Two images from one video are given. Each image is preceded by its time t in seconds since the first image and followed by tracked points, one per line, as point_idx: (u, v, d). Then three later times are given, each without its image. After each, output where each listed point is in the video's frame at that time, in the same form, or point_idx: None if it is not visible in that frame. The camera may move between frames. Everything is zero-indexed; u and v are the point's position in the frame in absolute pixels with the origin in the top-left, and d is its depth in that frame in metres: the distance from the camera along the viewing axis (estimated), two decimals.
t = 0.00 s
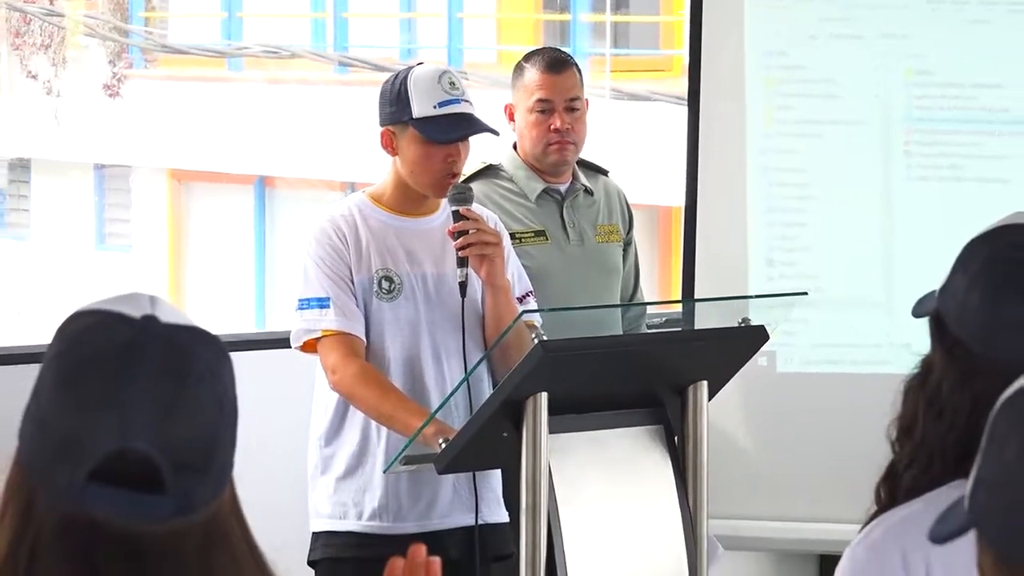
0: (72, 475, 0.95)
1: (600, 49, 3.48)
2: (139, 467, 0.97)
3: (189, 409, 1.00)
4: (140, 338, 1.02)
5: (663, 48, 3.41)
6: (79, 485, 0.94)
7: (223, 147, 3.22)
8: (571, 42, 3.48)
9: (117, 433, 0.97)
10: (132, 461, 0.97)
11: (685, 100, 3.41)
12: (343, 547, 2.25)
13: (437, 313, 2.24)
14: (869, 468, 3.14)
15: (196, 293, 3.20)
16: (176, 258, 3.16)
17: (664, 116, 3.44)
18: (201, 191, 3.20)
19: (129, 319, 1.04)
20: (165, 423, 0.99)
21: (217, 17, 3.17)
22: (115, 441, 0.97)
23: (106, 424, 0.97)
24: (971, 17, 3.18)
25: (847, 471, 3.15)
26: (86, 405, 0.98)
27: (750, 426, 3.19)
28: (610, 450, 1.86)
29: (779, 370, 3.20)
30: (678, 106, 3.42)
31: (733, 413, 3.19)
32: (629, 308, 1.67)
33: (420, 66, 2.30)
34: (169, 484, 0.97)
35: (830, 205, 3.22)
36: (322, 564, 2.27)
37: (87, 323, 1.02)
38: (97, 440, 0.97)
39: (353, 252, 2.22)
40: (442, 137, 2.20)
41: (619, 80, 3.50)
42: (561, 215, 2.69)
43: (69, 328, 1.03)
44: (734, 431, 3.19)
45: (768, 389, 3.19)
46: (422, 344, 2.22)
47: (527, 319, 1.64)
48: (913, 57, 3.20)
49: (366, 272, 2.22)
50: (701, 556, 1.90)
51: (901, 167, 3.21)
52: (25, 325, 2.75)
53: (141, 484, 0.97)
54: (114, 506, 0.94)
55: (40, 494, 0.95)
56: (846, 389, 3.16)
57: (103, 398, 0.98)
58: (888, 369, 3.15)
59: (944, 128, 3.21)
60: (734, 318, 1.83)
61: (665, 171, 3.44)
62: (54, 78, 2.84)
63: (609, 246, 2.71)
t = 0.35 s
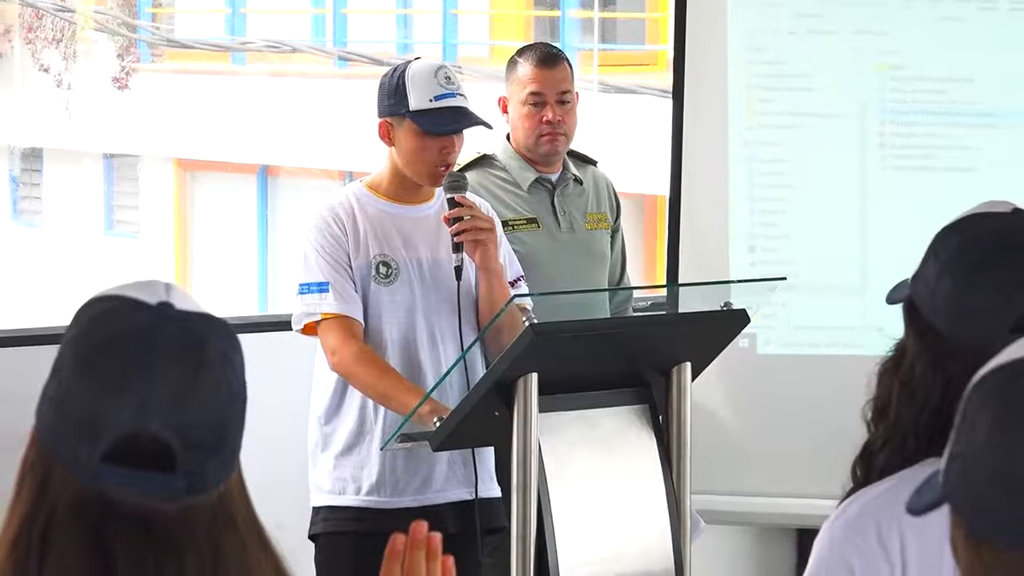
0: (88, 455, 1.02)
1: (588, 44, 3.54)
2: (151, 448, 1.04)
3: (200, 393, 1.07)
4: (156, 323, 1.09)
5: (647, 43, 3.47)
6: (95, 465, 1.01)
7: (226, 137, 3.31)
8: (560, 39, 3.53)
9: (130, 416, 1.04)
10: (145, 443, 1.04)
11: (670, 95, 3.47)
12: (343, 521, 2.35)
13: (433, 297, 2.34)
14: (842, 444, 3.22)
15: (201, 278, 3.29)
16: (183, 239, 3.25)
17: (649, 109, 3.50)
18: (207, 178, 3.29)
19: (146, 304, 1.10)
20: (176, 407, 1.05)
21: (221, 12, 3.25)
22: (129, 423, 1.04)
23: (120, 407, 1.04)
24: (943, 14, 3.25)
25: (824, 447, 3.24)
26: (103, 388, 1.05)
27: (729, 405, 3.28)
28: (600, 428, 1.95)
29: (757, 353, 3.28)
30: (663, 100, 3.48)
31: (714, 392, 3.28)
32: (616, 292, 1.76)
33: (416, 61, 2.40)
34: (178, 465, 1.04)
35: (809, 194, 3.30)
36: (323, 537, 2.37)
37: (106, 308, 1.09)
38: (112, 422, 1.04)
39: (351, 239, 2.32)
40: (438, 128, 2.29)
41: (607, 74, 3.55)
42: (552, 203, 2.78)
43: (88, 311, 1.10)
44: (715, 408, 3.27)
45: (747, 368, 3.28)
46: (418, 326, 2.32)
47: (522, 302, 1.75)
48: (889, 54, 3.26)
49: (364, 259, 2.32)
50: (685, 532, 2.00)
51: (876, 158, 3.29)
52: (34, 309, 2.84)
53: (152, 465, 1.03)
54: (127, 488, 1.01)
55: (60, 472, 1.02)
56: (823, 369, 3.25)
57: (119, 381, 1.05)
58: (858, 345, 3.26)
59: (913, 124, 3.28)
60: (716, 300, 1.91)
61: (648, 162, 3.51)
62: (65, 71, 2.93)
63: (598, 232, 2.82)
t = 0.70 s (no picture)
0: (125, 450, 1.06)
1: (580, 46, 3.60)
2: (184, 439, 1.09)
3: (225, 386, 1.11)
4: (177, 319, 1.12)
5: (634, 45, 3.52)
6: (134, 459, 1.05)
7: (231, 135, 3.40)
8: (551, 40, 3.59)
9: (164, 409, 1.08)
10: (178, 433, 1.08)
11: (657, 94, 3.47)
12: (343, 504, 2.45)
13: (429, 289, 2.44)
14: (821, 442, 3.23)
15: (205, 273, 3.41)
16: (189, 237, 3.36)
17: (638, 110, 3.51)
18: (213, 176, 3.39)
19: (166, 301, 1.14)
20: (207, 397, 1.10)
21: (226, 15, 3.34)
22: (165, 415, 1.08)
23: (154, 402, 1.08)
24: (918, 18, 3.24)
25: (803, 444, 3.25)
26: (134, 382, 1.08)
27: (715, 393, 3.30)
28: (588, 415, 2.05)
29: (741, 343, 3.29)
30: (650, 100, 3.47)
31: (700, 381, 3.30)
32: (606, 284, 1.87)
33: (412, 61, 2.50)
34: (210, 454, 1.09)
35: (792, 191, 3.32)
36: (323, 518, 2.47)
37: (126, 305, 1.12)
38: (148, 416, 1.08)
39: (351, 233, 2.42)
40: (432, 126, 2.39)
41: (598, 76, 3.60)
42: (543, 198, 2.87)
43: (108, 308, 1.13)
44: (700, 396, 3.30)
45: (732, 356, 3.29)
46: (415, 317, 2.42)
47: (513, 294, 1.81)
48: (867, 55, 3.28)
49: (363, 252, 2.41)
50: (672, 513, 2.12)
51: (855, 156, 3.30)
52: (53, 301, 2.98)
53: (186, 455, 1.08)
54: (165, 477, 1.05)
55: (94, 466, 1.06)
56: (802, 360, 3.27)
57: (151, 376, 1.08)
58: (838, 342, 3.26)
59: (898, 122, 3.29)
60: (703, 293, 2.00)
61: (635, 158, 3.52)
62: (77, 71, 3.04)
63: (589, 227, 2.91)
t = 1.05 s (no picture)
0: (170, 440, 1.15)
1: (573, 49, 3.73)
2: (218, 423, 1.18)
3: (246, 367, 1.21)
4: (195, 311, 1.20)
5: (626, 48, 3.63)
6: (177, 447, 1.15)
7: (240, 133, 3.50)
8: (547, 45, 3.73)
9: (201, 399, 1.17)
10: (213, 419, 1.18)
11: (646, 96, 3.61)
12: (344, 487, 2.56)
13: (428, 282, 2.55)
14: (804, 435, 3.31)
15: (215, 264, 3.50)
16: (199, 229, 3.46)
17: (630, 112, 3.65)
18: (222, 173, 3.48)
19: (180, 294, 1.21)
20: (235, 384, 1.20)
21: (235, 19, 3.45)
22: (202, 404, 1.17)
23: (191, 392, 1.16)
24: (900, 24, 3.29)
25: (789, 436, 3.34)
26: (170, 376, 1.16)
27: (703, 382, 3.38)
28: (581, 404, 2.15)
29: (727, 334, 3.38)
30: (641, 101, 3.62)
31: (689, 371, 3.38)
32: (598, 278, 1.96)
33: (413, 64, 2.60)
34: (240, 435, 1.19)
35: (778, 187, 3.37)
36: (325, 501, 2.58)
37: (146, 302, 1.19)
38: (186, 406, 1.16)
39: (353, 228, 2.52)
40: (432, 127, 2.49)
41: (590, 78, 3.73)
42: (537, 195, 2.98)
43: (126, 303, 1.19)
44: (688, 385, 3.38)
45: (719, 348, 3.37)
46: (414, 309, 2.53)
47: (509, 287, 1.96)
48: (849, 59, 3.32)
49: (365, 247, 2.52)
50: (659, 496, 2.22)
51: (837, 157, 3.35)
52: (61, 291, 3.04)
53: (221, 437, 1.18)
54: (206, 462, 1.16)
55: (138, 455, 1.14)
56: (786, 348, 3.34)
57: (186, 369, 1.17)
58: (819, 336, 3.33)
59: (879, 125, 3.34)
60: (690, 286, 2.12)
61: (626, 156, 3.63)
62: (91, 71, 3.11)
63: (581, 223, 3.02)
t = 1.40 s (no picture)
0: (191, 423, 1.21)
1: (568, 52, 3.82)
2: (236, 406, 1.24)
3: (259, 351, 1.27)
4: (208, 301, 1.25)
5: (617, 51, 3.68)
6: (201, 431, 1.21)
7: (247, 129, 3.60)
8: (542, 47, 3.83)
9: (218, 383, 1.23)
10: (232, 403, 1.24)
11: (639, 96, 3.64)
12: (347, 472, 2.66)
13: (427, 274, 2.65)
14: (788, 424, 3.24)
15: (225, 256, 3.58)
16: (208, 223, 3.54)
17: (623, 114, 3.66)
18: (229, 169, 3.56)
19: (193, 285, 1.26)
20: (249, 368, 1.25)
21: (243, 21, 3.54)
22: (223, 388, 1.23)
23: (213, 378, 1.22)
24: (882, 28, 3.27)
25: (776, 424, 3.27)
26: (190, 363, 1.22)
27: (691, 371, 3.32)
28: (574, 391, 2.26)
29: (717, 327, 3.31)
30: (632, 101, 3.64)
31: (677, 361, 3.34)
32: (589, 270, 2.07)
33: (413, 65, 2.71)
34: (255, 415, 1.26)
35: (768, 181, 3.33)
36: (329, 485, 2.69)
37: (162, 294, 1.25)
38: (207, 390, 1.22)
39: (355, 223, 2.62)
40: (432, 126, 2.60)
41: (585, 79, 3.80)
42: (530, 191, 3.08)
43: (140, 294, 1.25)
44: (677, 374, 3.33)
45: (707, 339, 3.32)
46: (414, 300, 2.64)
47: (505, 279, 2.01)
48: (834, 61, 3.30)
49: (366, 241, 2.62)
50: (649, 480, 2.33)
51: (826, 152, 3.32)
52: (75, 281, 3.17)
53: (239, 418, 1.24)
54: (225, 444, 1.23)
55: (161, 437, 1.20)
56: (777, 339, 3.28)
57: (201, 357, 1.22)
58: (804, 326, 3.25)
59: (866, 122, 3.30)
60: (679, 280, 2.21)
61: (618, 156, 3.71)
62: (104, 72, 3.23)
63: (572, 217, 3.12)
